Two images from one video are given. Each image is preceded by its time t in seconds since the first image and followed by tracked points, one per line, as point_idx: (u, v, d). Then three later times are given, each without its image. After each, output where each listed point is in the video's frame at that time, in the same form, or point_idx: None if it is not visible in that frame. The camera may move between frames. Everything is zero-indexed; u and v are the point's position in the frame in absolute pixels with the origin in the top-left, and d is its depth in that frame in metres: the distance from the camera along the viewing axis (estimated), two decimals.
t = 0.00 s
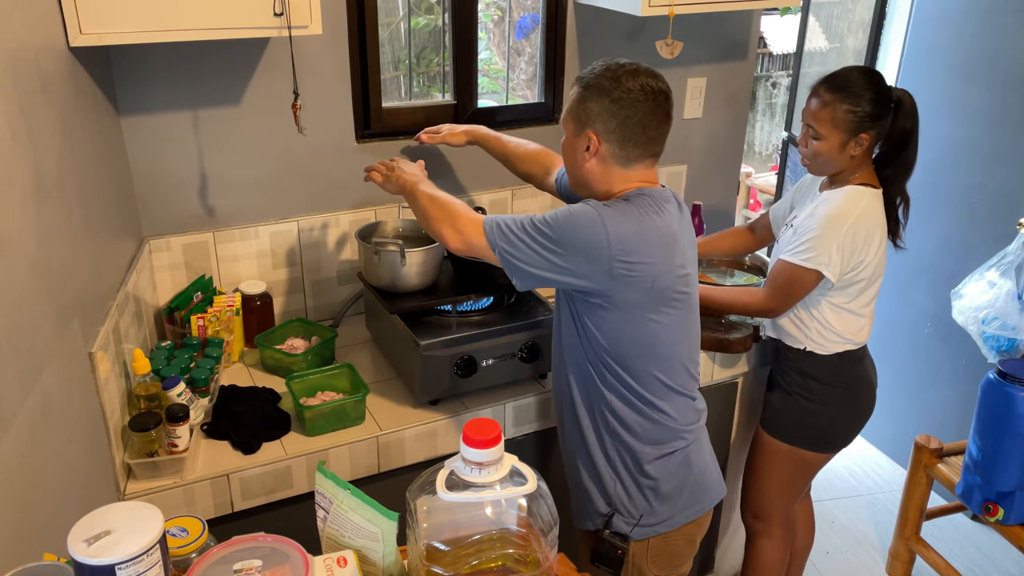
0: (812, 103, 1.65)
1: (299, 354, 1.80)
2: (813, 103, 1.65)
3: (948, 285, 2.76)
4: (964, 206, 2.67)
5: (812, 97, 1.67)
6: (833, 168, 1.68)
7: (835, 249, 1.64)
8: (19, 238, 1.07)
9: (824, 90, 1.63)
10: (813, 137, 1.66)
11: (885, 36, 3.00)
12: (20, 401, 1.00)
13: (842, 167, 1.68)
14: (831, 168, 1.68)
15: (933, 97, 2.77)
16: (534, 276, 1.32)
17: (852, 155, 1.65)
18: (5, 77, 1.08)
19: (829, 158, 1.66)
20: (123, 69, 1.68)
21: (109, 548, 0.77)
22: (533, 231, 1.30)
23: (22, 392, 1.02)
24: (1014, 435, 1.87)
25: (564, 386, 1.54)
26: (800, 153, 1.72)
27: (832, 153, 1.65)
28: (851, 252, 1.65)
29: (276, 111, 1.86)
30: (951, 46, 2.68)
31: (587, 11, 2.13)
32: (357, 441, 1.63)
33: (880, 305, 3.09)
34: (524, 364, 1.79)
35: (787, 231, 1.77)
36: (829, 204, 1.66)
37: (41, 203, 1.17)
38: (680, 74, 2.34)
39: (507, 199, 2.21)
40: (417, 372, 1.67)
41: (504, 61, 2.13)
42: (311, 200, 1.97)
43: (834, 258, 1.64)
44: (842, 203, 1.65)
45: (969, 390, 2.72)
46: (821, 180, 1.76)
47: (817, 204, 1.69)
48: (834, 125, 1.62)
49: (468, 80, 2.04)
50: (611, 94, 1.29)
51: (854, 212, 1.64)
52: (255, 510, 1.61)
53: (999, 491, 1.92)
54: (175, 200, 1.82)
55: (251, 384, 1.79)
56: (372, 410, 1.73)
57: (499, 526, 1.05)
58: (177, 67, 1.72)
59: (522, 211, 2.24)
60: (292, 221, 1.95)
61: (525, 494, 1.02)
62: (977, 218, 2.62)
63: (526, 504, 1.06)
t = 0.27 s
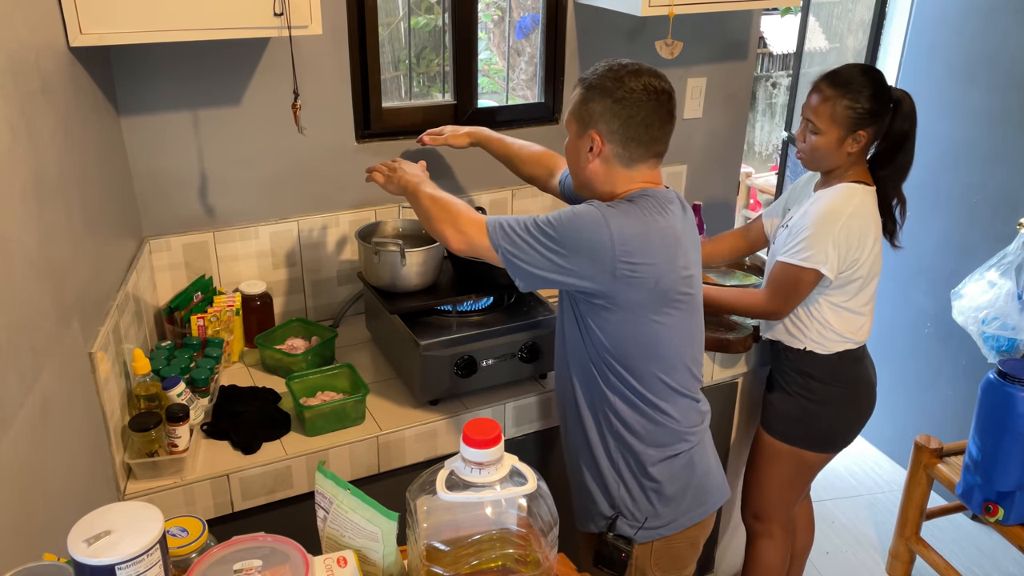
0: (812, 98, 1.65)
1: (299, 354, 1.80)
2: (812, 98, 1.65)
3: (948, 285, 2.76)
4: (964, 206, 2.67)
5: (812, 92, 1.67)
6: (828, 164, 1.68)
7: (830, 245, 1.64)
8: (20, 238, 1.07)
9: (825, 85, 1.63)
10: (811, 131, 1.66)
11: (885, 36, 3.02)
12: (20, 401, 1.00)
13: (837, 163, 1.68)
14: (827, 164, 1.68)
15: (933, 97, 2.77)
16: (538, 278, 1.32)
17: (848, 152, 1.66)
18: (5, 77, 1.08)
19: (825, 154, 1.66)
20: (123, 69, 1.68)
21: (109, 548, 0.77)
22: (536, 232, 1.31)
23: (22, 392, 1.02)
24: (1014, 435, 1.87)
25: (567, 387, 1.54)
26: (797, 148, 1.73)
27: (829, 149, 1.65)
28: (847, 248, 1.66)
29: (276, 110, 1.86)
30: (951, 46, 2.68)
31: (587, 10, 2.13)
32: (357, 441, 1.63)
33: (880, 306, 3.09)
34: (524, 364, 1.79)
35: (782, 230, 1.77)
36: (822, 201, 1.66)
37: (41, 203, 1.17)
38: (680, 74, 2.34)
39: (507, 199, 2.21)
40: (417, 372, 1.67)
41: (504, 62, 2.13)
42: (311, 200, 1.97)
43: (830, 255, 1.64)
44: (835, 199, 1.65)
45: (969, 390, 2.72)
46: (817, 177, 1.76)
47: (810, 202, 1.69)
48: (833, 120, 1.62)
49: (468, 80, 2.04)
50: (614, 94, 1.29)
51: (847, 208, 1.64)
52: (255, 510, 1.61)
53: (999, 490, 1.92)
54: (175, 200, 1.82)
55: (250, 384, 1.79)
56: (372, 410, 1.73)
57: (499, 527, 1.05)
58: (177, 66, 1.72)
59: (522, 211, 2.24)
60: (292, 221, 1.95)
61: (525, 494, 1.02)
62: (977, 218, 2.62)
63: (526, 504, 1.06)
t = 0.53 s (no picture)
0: (814, 95, 1.66)
1: (299, 354, 1.80)
2: (815, 95, 1.66)
3: (948, 285, 2.76)
4: (964, 206, 2.67)
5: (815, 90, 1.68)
6: (828, 163, 1.69)
7: (827, 241, 1.63)
8: (20, 238, 1.07)
9: (828, 83, 1.64)
10: (813, 128, 1.67)
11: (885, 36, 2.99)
12: (20, 401, 1.00)
13: (836, 163, 1.69)
14: (829, 163, 1.69)
15: (934, 97, 2.77)
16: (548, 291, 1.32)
17: (848, 150, 1.67)
18: (5, 77, 1.08)
19: (827, 152, 1.67)
20: (123, 69, 1.68)
21: (109, 548, 0.77)
22: (549, 245, 1.30)
23: (22, 392, 1.02)
24: (1014, 435, 1.87)
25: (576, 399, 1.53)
26: (799, 147, 1.74)
27: (830, 146, 1.66)
28: (844, 244, 1.65)
29: (276, 110, 1.86)
30: (951, 46, 2.68)
31: (587, 10, 2.13)
32: (357, 441, 1.63)
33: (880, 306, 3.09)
34: (524, 364, 1.79)
35: (781, 231, 1.77)
36: (817, 199, 1.66)
37: (41, 204, 1.17)
38: (680, 74, 2.34)
39: (507, 199, 2.21)
40: (417, 372, 1.67)
41: (504, 62, 2.13)
42: (311, 200, 1.97)
43: (828, 250, 1.64)
44: (829, 196, 1.65)
45: (969, 390, 2.72)
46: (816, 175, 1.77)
47: (808, 200, 1.69)
48: (836, 117, 1.63)
49: (468, 80, 2.04)
50: (628, 102, 1.28)
51: (843, 204, 1.64)
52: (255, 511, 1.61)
53: (999, 490, 1.92)
54: (175, 200, 1.82)
55: (251, 384, 1.79)
56: (372, 410, 1.73)
57: (499, 526, 1.05)
58: (177, 66, 1.72)
59: (522, 211, 2.24)
60: (292, 221, 1.95)
61: (525, 494, 1.02)
62: (977, 218, 2.62)
63: (526, 504, 1.06)
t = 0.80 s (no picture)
0: (817, 95, 1.67)
1: (299, 354, 1.80)
2: (817, 95, 1.67)
3: (948, 285, 2.76)
4: (964, 206, 2.67)
5: (815, 91, 1.69)
6: (832, 162, 1.69)
7: (826, 239, 1.63)
8: (20, 238, 1.07)
9: (829, 82, 1.66)
10: (816, 129, 1.68)
11: (885, 37, 2.96)
12: (20, 401, 1.00)
13: (840, 161, 1.69)
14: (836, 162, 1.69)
15: (934, 97, 2.77)
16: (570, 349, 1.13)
17: (853, 148, 1.67)
18: (5, 77, 1.08)
19: (833, 151, 1.67)
20: (123, 69, 1.68)
21: (109, 548, 0.77)
22: (570, 292, 1.11)
23: (23, 391, 1.02)
24: (1014, 435, 1.87)
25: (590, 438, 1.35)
26: (802, 149, 1.73)
27: (835, 145, 1.66)
28: (844, 243, 1.65)
29: (276, 110, 1.86)
30: (951, 46, 2.68)
31: (587, 10, 2.13)
32: (357, 441, 1.63)
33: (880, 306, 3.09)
34: (524, 364, 1.79)
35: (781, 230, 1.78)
36: (816, 198, 1.67)
37: (41, 204, 1.17)
38: (680, 74, 2.35)
39: (507, 199, 2.21)
40: (417, 372, 1.67)
41: (504, 62, 2.13)
42: (311, 199, 1.97)
43: (827, 249, 1.64)
44: (830, 194, 1.65)
45: (969, 390, 2.72)
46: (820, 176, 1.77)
47: (807, 199, 1.70)
48: (840, 115, 1.64)
49: (468, 80, 2.04)
50: (645, 122, 1.13)
51: (842, 203, 1.64)
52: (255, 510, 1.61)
53: (999, 490, 1.92)
54: (175, 200, 1.82)
55: (251, 384, 1.79)
56: (372, 410, 1.73)
57: (499, 526, 1.05)
58: (176, 66, 1.72)
59: (522, 211, 2.24)
60: (292, 221, 1.95)
61: (525, 494, 1.02)
62: (977, 219, 2.62)
63: (526, 504, 1.06)
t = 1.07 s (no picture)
0: (828, 95, 1.67)
1: (299, 354, 1.80)
2: (828, 94, 1.67)
3: (948, 285, 2.76)
4: (964, 206, 2.67)
5: (827, 90, 1.69)
6: (842, 163, 1.69)
7: (819, 241, 1.63)
8: (19, 238, 1.07)
9: (842, 82, 1.65)
10: (829, 128, 1.67)
11: (886, 33, 2.97)
12: (20, 400, 1.00)
13: (850, 163, 1.69)
14: (848, 163, 1.69)
15: (934, 97, 2.77)
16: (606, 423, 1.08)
17: (865, 149, 1.67)
18: (5, 77, 1.08)
19: (845, 151, 1.67)
20: (123, 69, 1.68)
21: (109, 548, 0.77)
22: (602, 356, 1.09)
23: (22, 391, 1.02)
24: (1014, 435, 1.87)
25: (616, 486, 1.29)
26: (812, 150, 1.73)
27: (847, 145, 1.66)
28: (839, 247, 1.64)
29: (276, 110, 1.86)
30: (951, 46, 2.68)
31: (587, 10, 2.13)
32: (357, 441, 1.63)
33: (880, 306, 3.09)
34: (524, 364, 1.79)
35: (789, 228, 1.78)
36: (820, 199, 1.66)
37: (41, 204, 1.17)
38: (680, 74, 2.35)
39: (507, 199, 2.21)
40: (417, 372, 1.67)
41: (504, 62, 2.13)
42: (311, 200, 1.97)
43: (819, 251, 1.63)
44: (834, 198, 1.64)
45: (969, 390, 2.72)
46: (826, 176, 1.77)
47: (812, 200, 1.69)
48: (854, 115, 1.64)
49: (468, 80, 2.04)
50: (670, 136, 1.12)
51: (844, 207, 1.63)
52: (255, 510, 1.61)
53: (999, 491, 1.92)
54: (175, 200, 1.82)
55: (251, 384, 1.79)
56: (372, 410, 1.73)
57: (499, 526, 1.05)
58: (176, 66, 1.72)
59: (522, 211, 2.24)
60: (292, 221, 1.95)
61: (525, 494, 1.02)
62: (977, 219, 2.62)
63: (526, 504, 1.06)
